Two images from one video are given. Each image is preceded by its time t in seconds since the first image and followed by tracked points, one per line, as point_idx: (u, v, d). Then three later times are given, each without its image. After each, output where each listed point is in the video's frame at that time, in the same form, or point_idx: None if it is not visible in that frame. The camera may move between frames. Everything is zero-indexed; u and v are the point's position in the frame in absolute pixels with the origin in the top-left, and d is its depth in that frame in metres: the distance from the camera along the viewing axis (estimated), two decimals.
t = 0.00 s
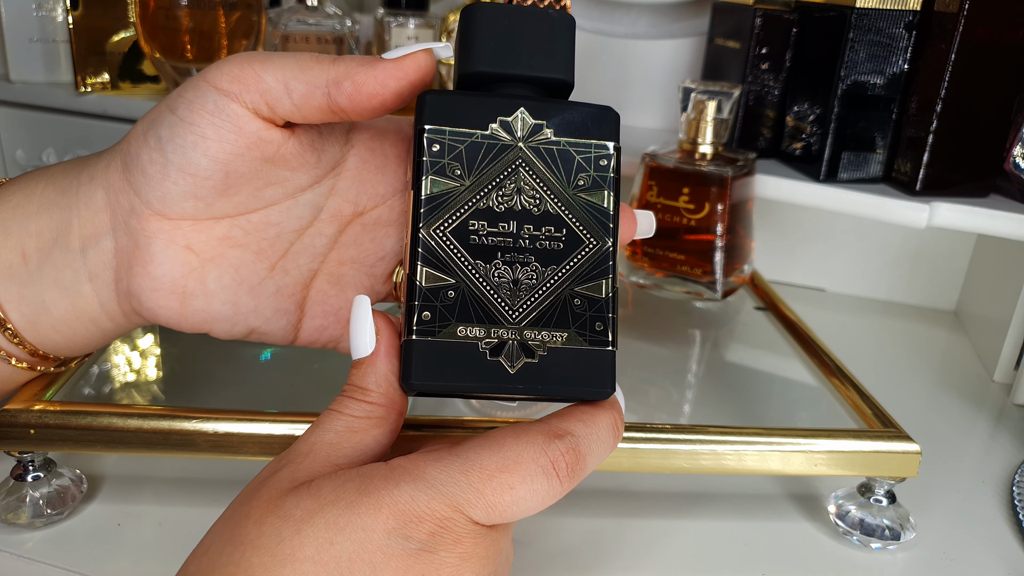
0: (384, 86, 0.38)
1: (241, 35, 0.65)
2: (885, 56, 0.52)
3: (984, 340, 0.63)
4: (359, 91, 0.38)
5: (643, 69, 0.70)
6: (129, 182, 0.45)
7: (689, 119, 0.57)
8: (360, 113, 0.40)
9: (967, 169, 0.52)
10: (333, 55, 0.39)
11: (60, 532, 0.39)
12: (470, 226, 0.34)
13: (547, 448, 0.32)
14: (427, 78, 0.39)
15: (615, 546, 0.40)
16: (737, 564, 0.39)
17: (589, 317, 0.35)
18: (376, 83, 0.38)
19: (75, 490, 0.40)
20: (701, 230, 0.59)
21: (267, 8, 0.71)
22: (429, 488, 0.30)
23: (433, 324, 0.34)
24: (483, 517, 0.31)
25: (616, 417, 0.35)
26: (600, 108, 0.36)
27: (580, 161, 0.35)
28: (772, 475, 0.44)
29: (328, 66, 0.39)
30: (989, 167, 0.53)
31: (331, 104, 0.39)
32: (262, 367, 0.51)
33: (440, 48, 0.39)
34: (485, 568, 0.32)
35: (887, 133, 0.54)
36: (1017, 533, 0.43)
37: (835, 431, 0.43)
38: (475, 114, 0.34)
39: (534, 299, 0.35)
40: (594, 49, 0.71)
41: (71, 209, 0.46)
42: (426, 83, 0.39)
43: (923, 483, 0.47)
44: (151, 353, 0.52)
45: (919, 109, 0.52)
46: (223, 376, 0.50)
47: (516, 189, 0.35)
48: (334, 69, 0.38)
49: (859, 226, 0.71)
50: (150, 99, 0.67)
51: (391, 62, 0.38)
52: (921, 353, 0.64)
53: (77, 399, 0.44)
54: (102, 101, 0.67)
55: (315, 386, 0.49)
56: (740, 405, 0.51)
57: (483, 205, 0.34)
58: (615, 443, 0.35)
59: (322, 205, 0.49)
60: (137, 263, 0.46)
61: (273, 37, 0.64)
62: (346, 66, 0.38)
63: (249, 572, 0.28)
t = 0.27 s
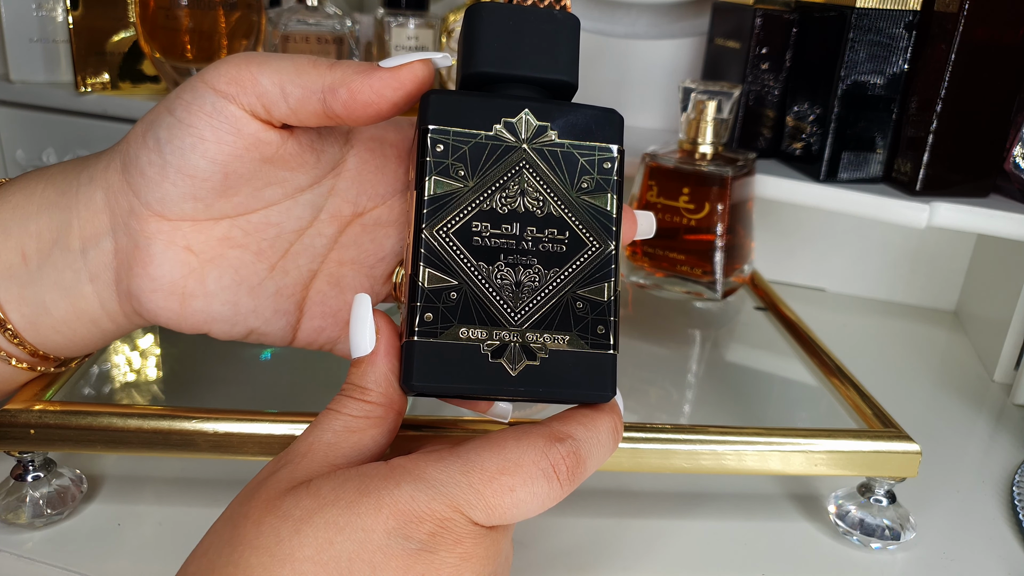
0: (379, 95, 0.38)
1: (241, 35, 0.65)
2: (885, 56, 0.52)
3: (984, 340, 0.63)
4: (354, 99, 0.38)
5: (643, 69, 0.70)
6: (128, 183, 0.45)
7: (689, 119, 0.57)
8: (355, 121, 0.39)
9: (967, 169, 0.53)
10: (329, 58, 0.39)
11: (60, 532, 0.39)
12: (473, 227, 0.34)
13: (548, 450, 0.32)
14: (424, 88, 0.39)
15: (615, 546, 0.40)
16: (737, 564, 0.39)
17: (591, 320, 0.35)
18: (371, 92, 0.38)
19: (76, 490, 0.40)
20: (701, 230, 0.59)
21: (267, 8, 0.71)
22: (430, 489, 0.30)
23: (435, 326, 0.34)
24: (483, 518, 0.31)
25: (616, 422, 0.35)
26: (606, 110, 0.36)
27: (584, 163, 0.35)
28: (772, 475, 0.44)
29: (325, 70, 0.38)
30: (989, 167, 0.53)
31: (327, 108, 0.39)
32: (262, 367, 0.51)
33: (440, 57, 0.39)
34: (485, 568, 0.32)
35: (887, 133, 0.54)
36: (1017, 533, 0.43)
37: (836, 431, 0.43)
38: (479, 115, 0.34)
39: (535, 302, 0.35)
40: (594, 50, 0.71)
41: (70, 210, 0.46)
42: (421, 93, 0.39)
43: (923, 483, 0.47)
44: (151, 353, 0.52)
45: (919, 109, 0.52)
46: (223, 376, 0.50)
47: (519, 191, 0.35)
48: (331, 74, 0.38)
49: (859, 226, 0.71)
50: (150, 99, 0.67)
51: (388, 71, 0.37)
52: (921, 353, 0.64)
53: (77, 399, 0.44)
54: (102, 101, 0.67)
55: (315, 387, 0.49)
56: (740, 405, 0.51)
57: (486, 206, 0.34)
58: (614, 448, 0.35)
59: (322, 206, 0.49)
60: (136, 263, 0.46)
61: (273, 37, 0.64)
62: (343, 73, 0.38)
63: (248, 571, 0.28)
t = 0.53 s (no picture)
0: (377, 95, 0.37)
1: (241, 35, 0.65)
2: (885, 56, 0.52)
3: (984, 340, 0.63)
4: (351, 100, 0.38)
5: (643, 69, 0.70)
6: (127, 183, 0.45)
7: (689, 119, 0.57)
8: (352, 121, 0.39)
9: (967, 169, 0.53)
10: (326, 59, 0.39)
11: (60, 532, 0.39)
12: (474, 228, 0.34)
13: (548, 451, 0.32)
14: (422, 89, 0.38)
15: (615, 546, 0.40)
16: (738, 564, 0.39)
17: (591, 321, 0.35)
18: (368, 92, 0.37)
19: (75, 490, 0.40)
20: (701, 230, 0.59)
21: (267, 8, 0.71)
22: (429, 489, 0.30)
23: (435, 326, 0.34)
24: (483, 518, 0.31)
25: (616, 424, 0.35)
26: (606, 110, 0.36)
27: (584, 164, 0.35)
28: (772, 475, 0.44)
29: (322, 71, 0.38)
30: (989, 167, 0.53)
31: (324, 108, 0.39)
32: (262, 367, 0.51)
33: (438, 59, 0.39)
34: (485, 568, 0.32)
35: (887, 133, 0.54)
36: (1017, 533, 0.43)
37: (836, 431, 0.43)
38: (480, 115, 0.34)
39: (535, 303, 0.35)
40: (594, 50, 0.71)
41: (70, 210, 0.46)
42: (420, 94, 0.39)
43: (923, 483, 0.47)
44: (151, 353, 0.52)
45: (919, 109, 0.52)
46: (223, 376, 0.50)
47: (520, 192, 0.35)
48: (329, 74, 0.38)
49: (859, 226, 0.71)
50: (150, 99, 0.67)
51: (386, 71, 0.37)
52: (921, 353, 0.64)
53: (77, 399, 0.44)
54: (102, 101, 0.67)
55: (315, 387, 0.49)
56: (740, 405, 0.51)
57: (486, 207, 0.34)
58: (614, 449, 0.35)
59: (321, 205, 0.49)
60: (136, 263, 0.46)
61: (273, 36, 0.64)
62: (341, 73, 0.38)
63: (248, 572, 0.28)
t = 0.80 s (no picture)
0: (375, 96, 0.37)
1: (241, 35, 0.65)
2: (885, 56, 0.52)
3: (984, 340, 0.63)
4: (350, 100, 0.38)
5: (643, 69, 0.70)
6: (126, 183, 0.45)
7: (689, 119, 0.57)
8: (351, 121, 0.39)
9: (967, 169, 0.52)
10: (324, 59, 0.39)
11: (60, 532, 0.39)
12: (474, 228, 0.34)
13: (548, 452, 0.32)
14: (421, 90, 0.38)
15: (615, 546, 0.40)
16: (737, 564, 0.39)
17: (592, 321, 0.35)
18: (366, 92, 0.37)
19: (75, 490, 0.40)
20: (701, 230, 0.59)
21: (267, 8, 0.71)
22: (429, 489, 0.30)
23: (435, 327, 0.34)
24: (483, 519, 0.31)
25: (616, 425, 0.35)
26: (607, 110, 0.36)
27: (585, 164, 0.35)
28: (772, 475, 0.44)
29: (321, 70, 0.38)
30: (989, 167, 0.53)
31: (322, 108, 0.39)
32: (262, 367, 0.51)
33: (438, 59, 0.39)
34: (485, 568, 0.32)
35: (887, 133, 0.54)
36: (1017, 533, 0.43)
37: (836, 431, 0.43)
38: (481, 115, 0.34)
39: (535, 304, 0.35)
40: (594, 50, 0.71)
41: (70, 210, 0.46)
42: (418, 94, 0.39)
43: (923, 483, 0.47)
44: (151, 353, 0.52)
45: (919, 110, 0.52)
46: (223, 376, 0.50)
47: (521, 192, 0.35)
48: (328, 75, 0.38)
49: (859, 226, 0.71)
50: (150, 99, 0.67)
51: (385, 71, 0.37)
52: (921, 353, 0.64)
53: (77, 399, 0.44)
54: (102, 101, 0.67)
55: (315, 387, 0.49)
56: (740, 405, 0.51)
57: (486, 207, 0.34)
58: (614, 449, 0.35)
59: (321, 205, 0.49)
60: (135, 263, 0.46)
61: (273, 36, 0.64)
62: (340, 73, 0.38)
63: (247, 572, 0.28)
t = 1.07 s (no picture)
0: (373, 96, 0.37)
1: (241, 35, 0.65)
2: (885, 56, 0.52)
3: (984, 340, 0.63)
4: (348, 100, 0.38)
5: (643, 69, 0.70)
6: (125, 183, 0.45)
7: (689, 119, 0.57)
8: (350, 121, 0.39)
9: (967, 169, 0.52)
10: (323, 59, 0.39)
11: (60, 532, 0.39)
12: (475, 228, 0.34)
13: (548, 454, 0.32)
14: (419, 90, 0.38)
15: (615, 546, 0.40)
16: (737, 564, 0.39)
17: (592, 322, 0.35)
18: (365, 92, 0.37)
19: (75, 490, 0.40)
20: (701, 230, 0.59)
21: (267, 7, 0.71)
22: (429, 490, 0.30)
23: (435, 327, 0.34)
24: (482, 519, 0.31)
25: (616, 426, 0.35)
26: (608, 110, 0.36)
27: (586, 165, 0.35)
28: (772, 475, 0.44)
29: (319, 70, 0.38)
30: (989, 167, 0.53)
31: (321, 108, 0.39)
32: (261, 367, 0.51)
33: (437, 60, 0.39)
34: (485, 568, 0.32)
35: (887, 133, 0.54)
36: (1016, 533, 0.43)
37: (836, 431, 0.43)
38: (482, 115, 0.34)
39: (536, 304, 0.35)
40: (594, 50, 0.71)
41: (70, 209, 0.46)
42: (417, 94, 0.39)
43: (923, 483, 0.47)
44: (151, 353, 0.52)
45: (919, 110, 0.52)
46: (223, 376, 0.50)
47: (521, 192, 0.35)
48: (326, 75, 0.38)
49: (859, 226, 0.71)
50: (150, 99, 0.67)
51: (383, 71, 0.37)
52: (921, 353, 0.64)
53: (77, 399, 0.44)
54: (101, 101, 0.67)
55: (315, 387, 0.49)
56: (740, 405, 0.51)
57: (487, 207, 0.34)
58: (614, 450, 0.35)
59: (321, 205, 0.49)
60: (135, 263, 0.46)
61: (273, 36, 0.64)
62: (338, 72, 0.38)
63: (247, 572, 0.28)
